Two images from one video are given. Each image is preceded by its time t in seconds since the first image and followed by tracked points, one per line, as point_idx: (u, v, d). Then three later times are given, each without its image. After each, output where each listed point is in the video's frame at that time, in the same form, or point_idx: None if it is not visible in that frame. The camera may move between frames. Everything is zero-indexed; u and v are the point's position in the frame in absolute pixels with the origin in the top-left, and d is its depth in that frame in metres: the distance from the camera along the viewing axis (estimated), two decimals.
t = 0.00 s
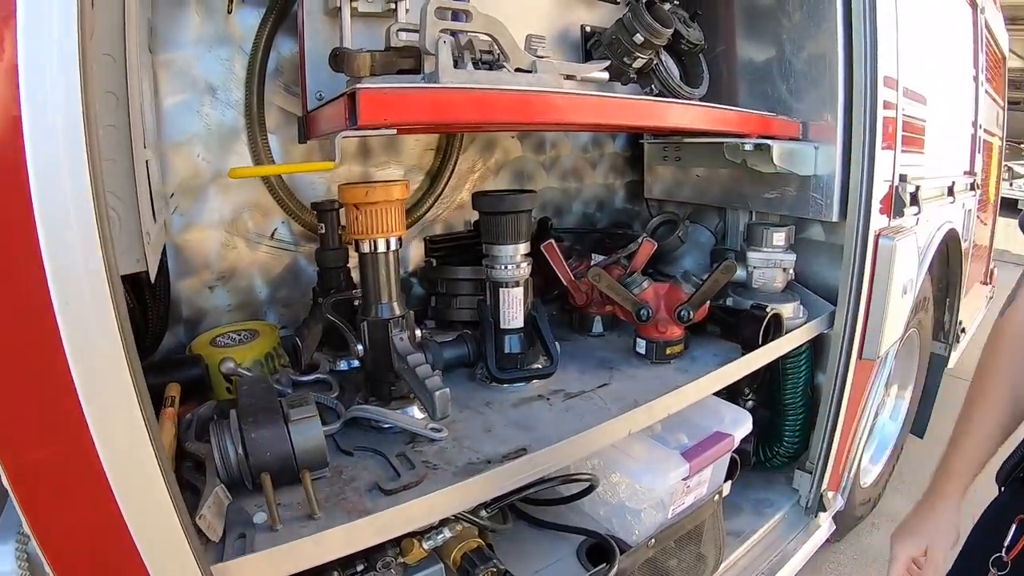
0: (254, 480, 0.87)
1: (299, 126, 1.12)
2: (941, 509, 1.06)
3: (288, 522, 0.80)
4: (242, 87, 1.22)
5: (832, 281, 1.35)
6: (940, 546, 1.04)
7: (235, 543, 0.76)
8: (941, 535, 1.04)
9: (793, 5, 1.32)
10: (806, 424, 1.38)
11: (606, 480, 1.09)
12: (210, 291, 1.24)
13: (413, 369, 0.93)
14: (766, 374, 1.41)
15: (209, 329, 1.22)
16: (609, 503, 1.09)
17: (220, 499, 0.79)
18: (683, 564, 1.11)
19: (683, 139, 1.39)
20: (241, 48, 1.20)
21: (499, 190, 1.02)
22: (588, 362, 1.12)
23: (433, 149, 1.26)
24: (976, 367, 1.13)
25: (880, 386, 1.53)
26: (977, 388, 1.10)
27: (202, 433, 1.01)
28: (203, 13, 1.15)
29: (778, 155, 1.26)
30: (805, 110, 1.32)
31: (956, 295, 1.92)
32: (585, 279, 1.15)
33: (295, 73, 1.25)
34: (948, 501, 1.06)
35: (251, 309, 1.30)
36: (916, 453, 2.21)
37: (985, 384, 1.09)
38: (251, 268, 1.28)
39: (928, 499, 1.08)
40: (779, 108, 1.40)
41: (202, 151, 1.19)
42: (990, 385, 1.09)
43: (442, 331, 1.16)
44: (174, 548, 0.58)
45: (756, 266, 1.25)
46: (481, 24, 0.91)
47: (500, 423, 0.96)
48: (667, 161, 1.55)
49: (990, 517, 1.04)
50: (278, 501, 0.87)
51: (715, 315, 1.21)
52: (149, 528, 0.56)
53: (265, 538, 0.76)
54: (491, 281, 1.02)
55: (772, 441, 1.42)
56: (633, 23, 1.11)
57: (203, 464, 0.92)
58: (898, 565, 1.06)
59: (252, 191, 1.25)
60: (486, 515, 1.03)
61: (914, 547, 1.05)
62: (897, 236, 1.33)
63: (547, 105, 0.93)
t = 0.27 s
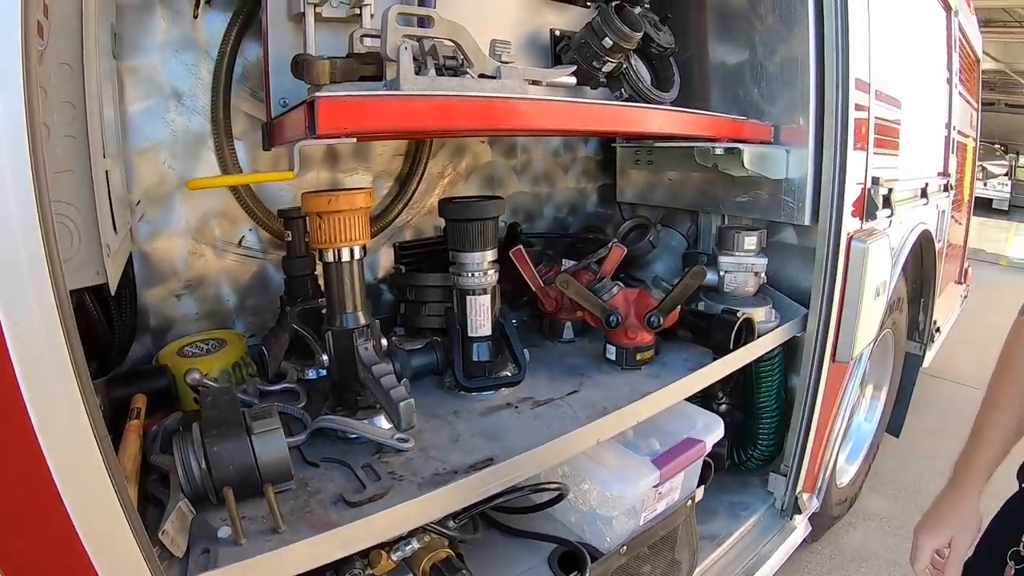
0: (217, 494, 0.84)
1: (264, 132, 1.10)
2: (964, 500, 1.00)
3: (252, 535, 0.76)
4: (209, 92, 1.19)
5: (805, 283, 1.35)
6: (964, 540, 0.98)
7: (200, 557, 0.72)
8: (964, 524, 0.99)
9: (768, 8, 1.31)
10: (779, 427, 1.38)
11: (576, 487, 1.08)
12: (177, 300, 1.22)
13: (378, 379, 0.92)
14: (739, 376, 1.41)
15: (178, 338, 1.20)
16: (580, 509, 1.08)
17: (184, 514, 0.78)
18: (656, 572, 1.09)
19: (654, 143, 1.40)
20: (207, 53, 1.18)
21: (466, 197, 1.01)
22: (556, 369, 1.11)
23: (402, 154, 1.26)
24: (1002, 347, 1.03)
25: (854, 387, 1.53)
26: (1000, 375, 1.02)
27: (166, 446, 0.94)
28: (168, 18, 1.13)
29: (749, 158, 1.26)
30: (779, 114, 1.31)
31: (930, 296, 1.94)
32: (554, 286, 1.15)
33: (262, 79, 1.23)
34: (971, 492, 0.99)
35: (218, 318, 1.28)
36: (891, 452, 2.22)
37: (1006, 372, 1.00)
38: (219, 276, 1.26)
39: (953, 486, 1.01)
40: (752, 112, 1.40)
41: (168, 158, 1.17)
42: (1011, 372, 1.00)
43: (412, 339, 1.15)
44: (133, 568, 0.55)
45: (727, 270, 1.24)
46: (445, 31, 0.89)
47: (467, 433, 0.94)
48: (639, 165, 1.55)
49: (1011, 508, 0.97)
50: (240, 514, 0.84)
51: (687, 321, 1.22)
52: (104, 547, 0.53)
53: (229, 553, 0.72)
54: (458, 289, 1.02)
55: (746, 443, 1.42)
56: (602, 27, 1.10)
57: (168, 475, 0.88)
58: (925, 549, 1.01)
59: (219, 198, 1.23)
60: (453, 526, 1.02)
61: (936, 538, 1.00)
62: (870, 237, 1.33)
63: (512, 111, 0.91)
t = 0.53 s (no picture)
0: (184, 508, 0.78)
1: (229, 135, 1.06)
2: (953, 487, 1.01)
3: (219, 549, 0.72)
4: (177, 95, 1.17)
5: (782, 285, 1.34)
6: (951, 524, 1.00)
7: None
8: (950, 508, 1.01)
9: (745, 9, 1.30)
10: (759, 430, 1.37)
11: (553, 495, 1.07)
12: (146, 307, 1.18)
13: (348, 388, 0.90)
14: (717, 379, 1.41)
15: (147, 347, 1.17)
16: (558, 517, 1.07)
17: (149, 529, 0.73)
18: None
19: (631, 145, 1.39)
20: (177, 55, 1.15)
21: (438, 201, 0.99)
22: (531, 374, 1.10)
23: (374, 157, 1.25)
24: (1004, 338, 1.03)
25: (834, 387, 1.52)
26: (1000, 367, 1.01)
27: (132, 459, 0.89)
28: (137, 18, 1.10)
29: (726, 160, 1.25)
30: (757, 114, 1.30)
31: (909, 295, 1.95)
32: (529, 290, 1.14)
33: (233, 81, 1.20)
34: (961, 479, 1.01)
35: (188, 326, 1.25)
36: (871, 451, 2.23)
37: (1007, 366, 1.00)
38: (189, 283, 1.23)
39: (944, 472, 1.03)
40: (729, 113, 1.38)
41: (137, 163, 1.14)
42: (1012, 365, 1.00)
43: (385, 345, 1.14)
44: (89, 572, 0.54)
45: (704, 272, 1.24)
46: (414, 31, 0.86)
47: (440, 441, 0.92)
48: (615, 167, 1.54)
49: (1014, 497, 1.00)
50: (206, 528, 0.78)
51: (664, 325, 1.19)
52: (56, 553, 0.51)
53: (195, 570, 0.68)
54: (430, 294, 1.00)
55: (726, 446, 1.41)
56: (576, 27, 1.08)
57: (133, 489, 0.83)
58: (909, 527, 1.04)
59: (188, 203, 1.20)
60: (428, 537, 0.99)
61: (924, 520, 1.03)
62: (848, 238, 1.32)
63: (482, 112, 0.88)
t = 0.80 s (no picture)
0: (164, 518, 0.76)
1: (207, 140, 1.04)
2: (961, 484, 1.00)
3: (201, 560, 0.71)
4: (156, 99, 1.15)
5: (766, 284, 1.34)
6: (967, 522, 0.99)
7: None
8: (964, 506, 0.99)
9: (727, 8, 1.30)
10: (745, 429, 1.37)
11: (538, 499, 1.06)
12: (127, 314, 1.17)
13: (329, 394, 0.89)
14: (703, 379, 1.41)
15: (128, 354, 1.15)
16: (543, 521, 1.06)
17: (129, 540, 0.72)
18: None
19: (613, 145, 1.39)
20: (155, 59, 1.13)
21: (418, 204, 0.98)
22: (515, 377, 1.09)
23: (355, 160, 1.24)
24: (1001, 341, 1.05)
25: (820, 386, 1.53)
26: (1000, 366, 1.03)
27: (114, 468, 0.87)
28: (115, 21, 1.08)
29: (709, 160, 1.25)
30: (740, 114, 1.30)
31: (894, 292, 1.95)
32: (511, 293, 1.13)
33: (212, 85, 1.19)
34: (972, 477, 1.00)
35: (169, 332, 1.23)
36: (858, 448, 2.24)
37: (1007, 364, 1.02)
38: (170, 289, 1.21)
39: (953, 472, 1.02)
40: (712, 112, 1.38)
41: (116, 168, 1.12)
42: (1011, 362, 1.01)
43: (367, 349, 1.14)
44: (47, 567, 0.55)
45: (688, 273, 1.23)
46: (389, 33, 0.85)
47: (423, 447, 0.91)
48: (598, 167, 1.54)
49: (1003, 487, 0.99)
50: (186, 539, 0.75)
51: (647, 326, 1.18)
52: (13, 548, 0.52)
53: None
54: (411, 298, 0.99)
55: (712, 446, 1.41)
56: (557, 27, 1.07)
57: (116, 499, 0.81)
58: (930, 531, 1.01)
59: (168, 209, 1.18)
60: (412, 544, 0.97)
61: (938, 521, 1.01)
62: (832, 237, 1.33)
63: (461, 114, 0.86)
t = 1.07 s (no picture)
0: (153, 523, 0.75)
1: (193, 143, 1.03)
2: (930, 468, 1.02)
3: (191, 566, 0.70)
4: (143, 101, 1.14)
5: (754, 283, 1.35)
6: (930, 504, 1.01)
7: None
8: (930, 489, 1.01)
9: (715, 8, 1.31)
10: (734, 428, 1.38)
11: (529, 500, 1.06)
12: (115, 318, 1.16)
13: (317, 398, 0.89)
14: (692, 378, 1.41)
15: (116, 358, 1.15)
16: (534, 522, 1.06)
17: (119, 546, 0.72)
18: None
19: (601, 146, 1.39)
20: (142, 61, 1.13)
21: (406, 206, 0.98)
22: (504, 379, 1.10)
23: (343, 162, 1.24)
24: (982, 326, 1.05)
25: (808, 384, 1.54)
26: (977, 353, 1.04)
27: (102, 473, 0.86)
28: (101, 23, 1.08)
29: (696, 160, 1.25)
30: (727, 114, 1.31)
31: (882, 290, 1.97)
32: (499, 294, 1.14)
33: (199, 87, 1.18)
34: (942, 462, 1.01)
35: (156, 336, 1.22)
36: (847, 445, 2.25)
37: (987, 352, 1.02)
38: (157, 292, 1.21)
39: (926, 454, 1.03)
40: (700, 112, 1.39)
41: (103, 171, 1.11)
42: (992, 351, 1.02)
43: (356, 352, 1.14)
44: (36, 568, 0.55)
45: (676, 273, 1.24)
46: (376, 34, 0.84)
47: (413, 450, 0.91)
48: (586, 168, 1.54)
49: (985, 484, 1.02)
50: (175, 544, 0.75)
51: (636, 325, 1.19)
52: (3, 548, 0.53)
53: None
54: (399, 300, 0.99)
55: (702, 445, 1.42)
56: (545, 28, 1.07)
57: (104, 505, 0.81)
58: (893, 508, 1.04)
59: (154, 212, 1.17)
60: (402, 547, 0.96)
61: (903, 501, 1.03)
62: (820, 236, 1.33)
63: (449, 116, 0.86)
